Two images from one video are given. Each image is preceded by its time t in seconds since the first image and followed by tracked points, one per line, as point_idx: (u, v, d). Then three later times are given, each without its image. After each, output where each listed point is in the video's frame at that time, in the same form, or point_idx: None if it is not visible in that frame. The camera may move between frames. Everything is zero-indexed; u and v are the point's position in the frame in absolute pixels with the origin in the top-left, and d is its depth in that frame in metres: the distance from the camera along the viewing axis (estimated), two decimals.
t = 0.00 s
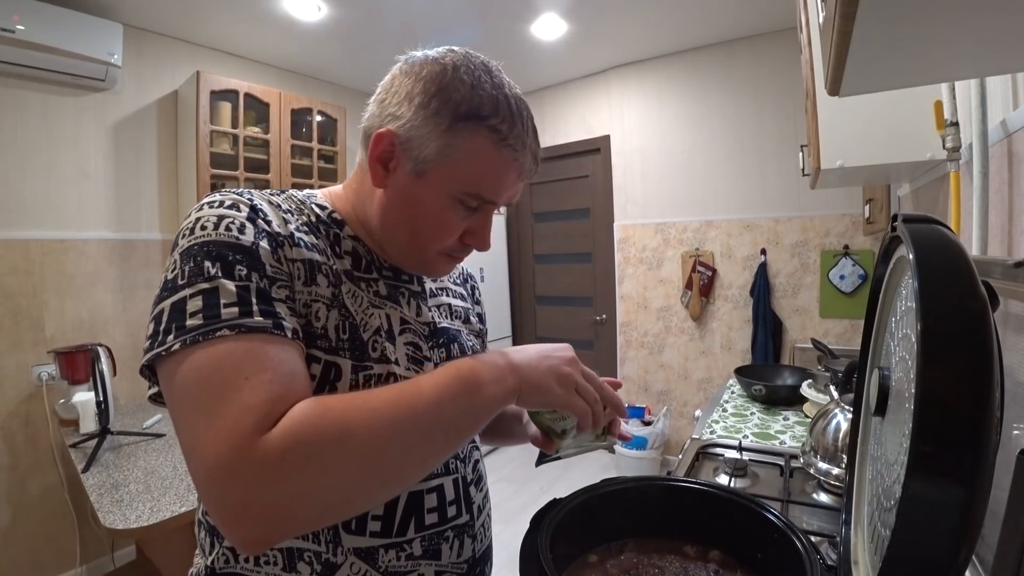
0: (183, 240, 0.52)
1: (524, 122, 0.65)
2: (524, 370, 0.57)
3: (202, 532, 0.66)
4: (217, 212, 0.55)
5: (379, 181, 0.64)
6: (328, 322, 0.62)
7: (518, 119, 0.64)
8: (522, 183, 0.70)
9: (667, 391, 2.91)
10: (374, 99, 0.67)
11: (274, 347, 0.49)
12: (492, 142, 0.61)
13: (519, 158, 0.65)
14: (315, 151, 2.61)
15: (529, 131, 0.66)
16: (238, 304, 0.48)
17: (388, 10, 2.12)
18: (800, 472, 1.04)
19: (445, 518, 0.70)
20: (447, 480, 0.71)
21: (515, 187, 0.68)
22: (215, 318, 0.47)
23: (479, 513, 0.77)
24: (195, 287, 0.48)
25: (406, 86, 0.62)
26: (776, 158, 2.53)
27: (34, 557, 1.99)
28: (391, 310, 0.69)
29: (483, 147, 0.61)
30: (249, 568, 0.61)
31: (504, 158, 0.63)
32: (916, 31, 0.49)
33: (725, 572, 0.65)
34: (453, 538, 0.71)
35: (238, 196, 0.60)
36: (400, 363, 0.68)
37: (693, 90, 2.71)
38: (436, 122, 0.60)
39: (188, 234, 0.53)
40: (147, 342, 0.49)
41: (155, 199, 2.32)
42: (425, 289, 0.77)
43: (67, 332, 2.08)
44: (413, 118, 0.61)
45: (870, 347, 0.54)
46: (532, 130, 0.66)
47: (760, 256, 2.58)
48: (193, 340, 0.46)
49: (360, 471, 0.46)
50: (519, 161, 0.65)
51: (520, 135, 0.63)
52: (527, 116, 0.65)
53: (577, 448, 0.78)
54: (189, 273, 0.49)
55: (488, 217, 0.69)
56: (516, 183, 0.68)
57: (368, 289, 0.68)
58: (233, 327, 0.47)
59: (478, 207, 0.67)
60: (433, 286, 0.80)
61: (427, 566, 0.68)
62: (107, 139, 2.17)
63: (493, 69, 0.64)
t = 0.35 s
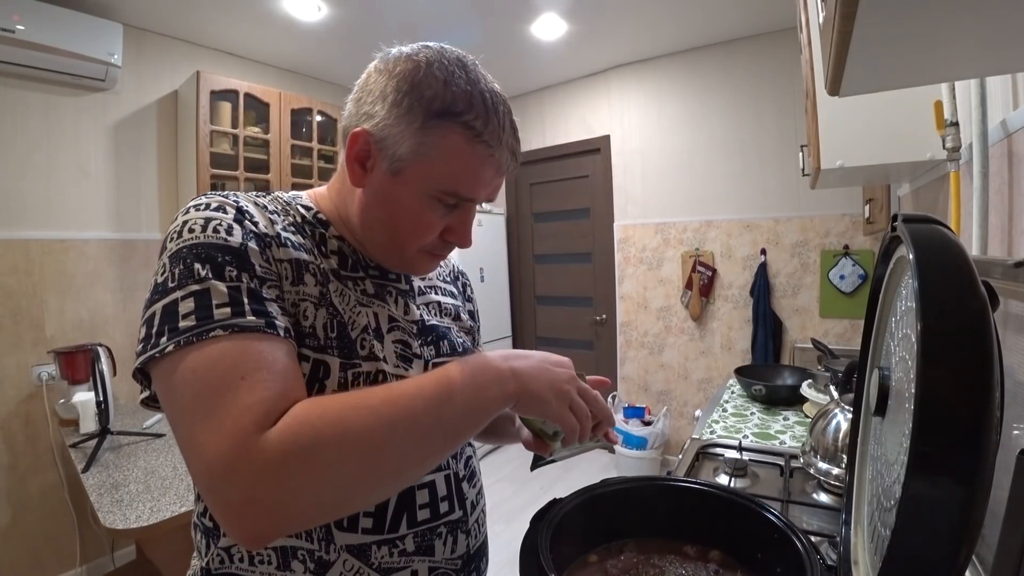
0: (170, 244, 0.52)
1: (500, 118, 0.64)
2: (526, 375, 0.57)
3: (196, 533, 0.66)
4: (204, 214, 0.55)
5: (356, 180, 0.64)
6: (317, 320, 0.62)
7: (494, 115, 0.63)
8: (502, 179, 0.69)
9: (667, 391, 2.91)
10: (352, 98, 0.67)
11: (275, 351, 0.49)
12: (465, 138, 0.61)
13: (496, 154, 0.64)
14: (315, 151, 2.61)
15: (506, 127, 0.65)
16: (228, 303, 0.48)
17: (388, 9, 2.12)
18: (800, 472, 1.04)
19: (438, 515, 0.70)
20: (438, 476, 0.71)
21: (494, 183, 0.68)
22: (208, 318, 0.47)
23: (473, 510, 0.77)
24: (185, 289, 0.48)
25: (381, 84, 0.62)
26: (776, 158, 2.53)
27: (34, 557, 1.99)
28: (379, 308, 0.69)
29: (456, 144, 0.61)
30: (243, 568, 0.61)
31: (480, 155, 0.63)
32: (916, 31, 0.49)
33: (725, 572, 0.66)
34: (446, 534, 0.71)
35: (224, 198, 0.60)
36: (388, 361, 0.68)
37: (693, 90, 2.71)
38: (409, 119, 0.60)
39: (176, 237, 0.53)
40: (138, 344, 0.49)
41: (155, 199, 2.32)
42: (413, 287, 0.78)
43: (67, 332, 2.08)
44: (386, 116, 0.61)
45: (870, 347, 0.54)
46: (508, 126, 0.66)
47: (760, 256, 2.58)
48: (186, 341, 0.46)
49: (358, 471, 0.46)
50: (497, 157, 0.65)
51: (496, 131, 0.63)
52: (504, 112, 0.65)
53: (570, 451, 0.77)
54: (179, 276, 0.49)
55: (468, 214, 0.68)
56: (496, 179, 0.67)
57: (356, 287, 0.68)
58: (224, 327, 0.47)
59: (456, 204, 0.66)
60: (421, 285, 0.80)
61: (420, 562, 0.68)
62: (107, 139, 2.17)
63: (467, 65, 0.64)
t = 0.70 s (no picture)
0: (171, 234, 0.52)
1: (479, 92, 0.64)
2: (531, 388, 0.57)
3: (196, 526, 0.66)
4: (204, 205, 0.55)
5: (345, 169, 0.65)
6: (315, 309, 0.62)
7: (472, 90, 0.63)
8: (489, 155, 0.69)
9: (667, 391, 2.91)
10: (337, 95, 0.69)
11: (278, 344, 0.49)
12: (445, 113, 0.61)
13: (479, 127, 0.64)
14: (315, 151, 2.61)
15: (486, 101, 0.65)
16: (228, 292, 0.48)
17: (389, 9, 2.12)
18: (800, 472, 1.04)
19: (435, 504, 0.71)
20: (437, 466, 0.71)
21: (482, 159, 0.67)
22: (207, 305, 0.47)
23: (470, 501, 0.78)
24: (186, 278, 0.48)
25: (360, 74, 0.64)
26: (777, 158, 2.53)
27: (34, 557, 1.99)
28: (376, 299, 0.69)
29: (436, 119, 0.61)
30: (244, 560, 0.61)
31: (461, 128, 0.62)
32: (917, 30, 0.49)
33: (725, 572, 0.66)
34: (444, 523, 0.72)
35: (224, 190, 0.60)
36: (386, 351, 0.68)
37: (693, 91, 2.70)
38: (388, 99, 0.60)
39: (176, 227, 0.52)
40: (136, 331, 0.49)
41: (155, 199, 2.32)
42: (409, 281, 0.78)
43: (67, 332, 2.08)
44: (366, 101, 0.61)
45: (870, 348, 0.54)
46: (489, 101, 0.66)
47: (760, 256, 2.58)
48: (186, 328, 0.46)
49: (357, 472, 0.47)
50: (480, 131, 0.64)
51: (475, 104, 0.63)
52: (482, 87, 0.65)
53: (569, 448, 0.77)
54: (180, 264, 0.49)
55: (459, 193, 0.68)
56: (482, 154, 0.67)
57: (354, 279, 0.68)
58: (224, 314, 0.47)
59: (445, 183, 0.66)
60: (417, 279, 0.81)
61: (418, 552, 0.68)
62: (107, 139, 2.17)
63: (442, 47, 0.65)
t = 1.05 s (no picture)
0: (181, 224, 0.52)
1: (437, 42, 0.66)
2: (541, 404, 0.57)
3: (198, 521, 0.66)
4: (215, 196, 0.54)
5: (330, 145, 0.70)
6: (319, 304, 0.62)
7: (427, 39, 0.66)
8: (455, 99, 0.66)
9: (667, 391, 2.91)
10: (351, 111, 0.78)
11: (292, 344, 0.49)
12: (392, 49, 0.63)
13: (428, 59, 0.63)
14: (315, 151, 2.61)
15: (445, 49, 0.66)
16: (240, 284, 0.48)
17: (389, 9, 2.13)
18: (800, 472, 1.04)
19: (437, 503, 0.71)
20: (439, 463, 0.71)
21: (442, 99, 0.65)
22: (218, 296, 0.46)
23: (472, 501, 0.78)
24: (196, 268, 0.48)
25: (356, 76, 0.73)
26: (776, 158, 2.53)
27: (34, 557, 1.99)
28: (380, 297, 0.69)
29: (384, 57, 0.63)
30: (245, 555, 0.61)
31: (407, 60, 0.63)
32: (916, 30, 0.49)
33: (725, 572, 0.66)
34: (445, 523, 0.72)
35: (234, 181, 0.59)
36: (391, 348, 0.68)
37: (693, 91, 2.71)
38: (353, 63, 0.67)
39: (187, 217, 0.52)
40: (142, 319, 0.48)
41: (155, 199, 2.32)
42: (413, 280, 0.78)
43: (67, 332, 2.08)
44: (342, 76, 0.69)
45: (870, 348, 0.54)
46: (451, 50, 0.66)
47: (760, 256, 2.58)
48: (196, 317, 0.45)
49: (360, 476, 0.47)
50: (431, 63, 0.63)
51: (427, 45, 0.64)
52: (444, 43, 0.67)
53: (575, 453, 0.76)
54: (191, 254, 0.49)
55: (420, 137, 0.65)
56: (441, 93, 0.64)
57: (358, 276, 0.68)
58: (235, 306, 0.46)
59: (406, 126, 0.65)
60: (423, 279, 0.81)
61: (418, 551, 0.68)
62: (107, 139, 2.17)
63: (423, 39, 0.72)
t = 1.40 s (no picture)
0: (191, 219, 0.52)
1: (423, 39, 0.65)
2: (551, 419, 0.56)
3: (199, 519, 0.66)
4: (226, 192, 0.54)
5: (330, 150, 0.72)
6: (326, 303, 0.61)
7: (413, 38, 0.65)
8: (435, 98, 0.64)
9: (667, 391, 2.91)
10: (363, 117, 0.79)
11: (303, 347, 0.49)
12: (375, 49, 0.64)
13: (406, 56, 0.63)
14: (315, 151, 2.60)
15: (430, 46, 0.65)
16: (250, 281, 0.48)
17: (389, 9, 2.13)
18: (800, 472, 1.04)
19: (438, 508, 0.70)
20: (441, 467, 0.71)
21: (422, 98, 0.63)
22: (229, 293, 0.46)
23: (474, 505, 0.78)
24: (207, 263, 0.48)
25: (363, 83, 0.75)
26: (776, 158, 2.53)
27: (33, 557, 1.99)
28: (386, 297, 0.69)
29: (367, 58, 0.64)
30: (244, 553, 0.61)
31: (387, 59, 0.63)
32: (916, 30, 0.49)
33: (724, 572, 0.66)
34: (446, 528, 0.72)
35: (244, 177, 0.59)
36: (397, 349, 0.68)
37: (693, 90, 2.70)
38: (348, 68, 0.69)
39: (198, 211, 0.52)
40: (149, 312, 0.48)
41: (155, 199, 2.32)
42: (419, 281, 0.78)
43: (67, 332, 2.08)
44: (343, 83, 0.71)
45: (870, 348, 0.54)
46: (437, 47, 0.65)
47: (760, 256, 2.58)
48: (205, 313, 0.45)
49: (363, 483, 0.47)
50: (409, 60, 0.63)
51: (409, 42, 0.64)
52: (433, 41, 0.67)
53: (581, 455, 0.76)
54: (201, 249, 0.49)
55: (401, 140, 0.64)
56: (420, 91, 0.63)
57: (363, 276, 0.68)
58: (245, 304, 0.46)
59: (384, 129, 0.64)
60: (429, 280, 0.81)
61: (418, 555, 0.68)
62: (107, 139, 2.17)
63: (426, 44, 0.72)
